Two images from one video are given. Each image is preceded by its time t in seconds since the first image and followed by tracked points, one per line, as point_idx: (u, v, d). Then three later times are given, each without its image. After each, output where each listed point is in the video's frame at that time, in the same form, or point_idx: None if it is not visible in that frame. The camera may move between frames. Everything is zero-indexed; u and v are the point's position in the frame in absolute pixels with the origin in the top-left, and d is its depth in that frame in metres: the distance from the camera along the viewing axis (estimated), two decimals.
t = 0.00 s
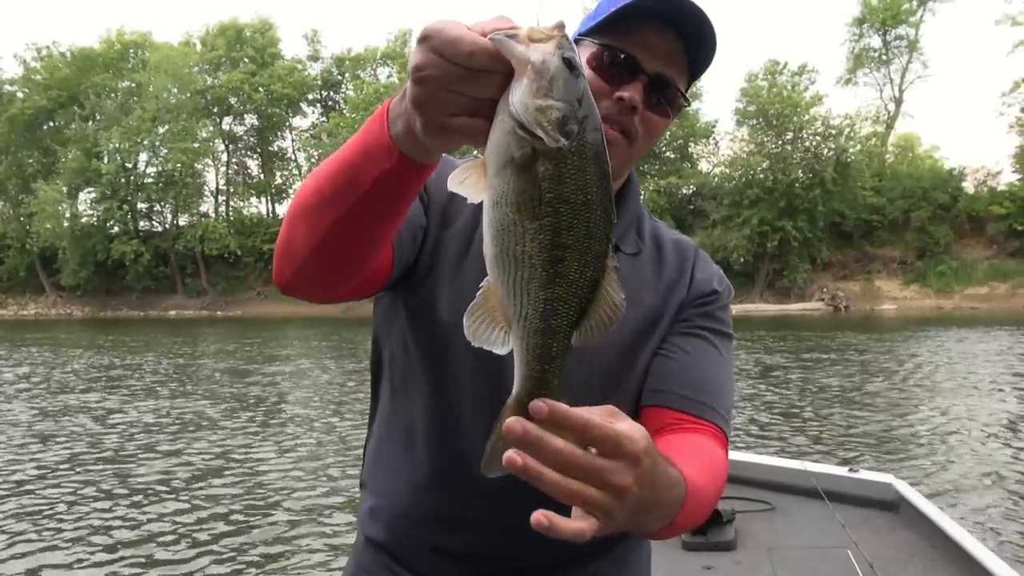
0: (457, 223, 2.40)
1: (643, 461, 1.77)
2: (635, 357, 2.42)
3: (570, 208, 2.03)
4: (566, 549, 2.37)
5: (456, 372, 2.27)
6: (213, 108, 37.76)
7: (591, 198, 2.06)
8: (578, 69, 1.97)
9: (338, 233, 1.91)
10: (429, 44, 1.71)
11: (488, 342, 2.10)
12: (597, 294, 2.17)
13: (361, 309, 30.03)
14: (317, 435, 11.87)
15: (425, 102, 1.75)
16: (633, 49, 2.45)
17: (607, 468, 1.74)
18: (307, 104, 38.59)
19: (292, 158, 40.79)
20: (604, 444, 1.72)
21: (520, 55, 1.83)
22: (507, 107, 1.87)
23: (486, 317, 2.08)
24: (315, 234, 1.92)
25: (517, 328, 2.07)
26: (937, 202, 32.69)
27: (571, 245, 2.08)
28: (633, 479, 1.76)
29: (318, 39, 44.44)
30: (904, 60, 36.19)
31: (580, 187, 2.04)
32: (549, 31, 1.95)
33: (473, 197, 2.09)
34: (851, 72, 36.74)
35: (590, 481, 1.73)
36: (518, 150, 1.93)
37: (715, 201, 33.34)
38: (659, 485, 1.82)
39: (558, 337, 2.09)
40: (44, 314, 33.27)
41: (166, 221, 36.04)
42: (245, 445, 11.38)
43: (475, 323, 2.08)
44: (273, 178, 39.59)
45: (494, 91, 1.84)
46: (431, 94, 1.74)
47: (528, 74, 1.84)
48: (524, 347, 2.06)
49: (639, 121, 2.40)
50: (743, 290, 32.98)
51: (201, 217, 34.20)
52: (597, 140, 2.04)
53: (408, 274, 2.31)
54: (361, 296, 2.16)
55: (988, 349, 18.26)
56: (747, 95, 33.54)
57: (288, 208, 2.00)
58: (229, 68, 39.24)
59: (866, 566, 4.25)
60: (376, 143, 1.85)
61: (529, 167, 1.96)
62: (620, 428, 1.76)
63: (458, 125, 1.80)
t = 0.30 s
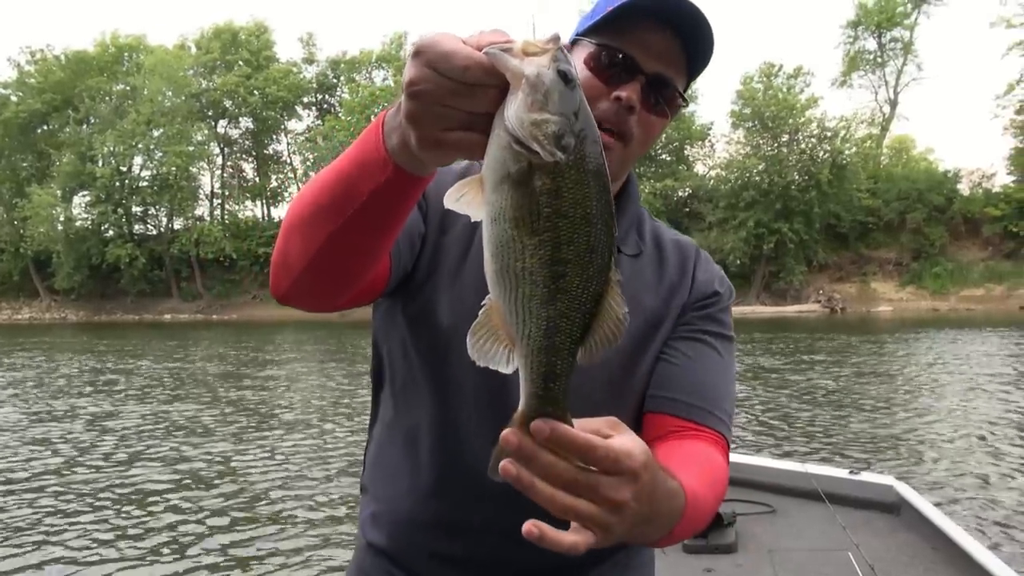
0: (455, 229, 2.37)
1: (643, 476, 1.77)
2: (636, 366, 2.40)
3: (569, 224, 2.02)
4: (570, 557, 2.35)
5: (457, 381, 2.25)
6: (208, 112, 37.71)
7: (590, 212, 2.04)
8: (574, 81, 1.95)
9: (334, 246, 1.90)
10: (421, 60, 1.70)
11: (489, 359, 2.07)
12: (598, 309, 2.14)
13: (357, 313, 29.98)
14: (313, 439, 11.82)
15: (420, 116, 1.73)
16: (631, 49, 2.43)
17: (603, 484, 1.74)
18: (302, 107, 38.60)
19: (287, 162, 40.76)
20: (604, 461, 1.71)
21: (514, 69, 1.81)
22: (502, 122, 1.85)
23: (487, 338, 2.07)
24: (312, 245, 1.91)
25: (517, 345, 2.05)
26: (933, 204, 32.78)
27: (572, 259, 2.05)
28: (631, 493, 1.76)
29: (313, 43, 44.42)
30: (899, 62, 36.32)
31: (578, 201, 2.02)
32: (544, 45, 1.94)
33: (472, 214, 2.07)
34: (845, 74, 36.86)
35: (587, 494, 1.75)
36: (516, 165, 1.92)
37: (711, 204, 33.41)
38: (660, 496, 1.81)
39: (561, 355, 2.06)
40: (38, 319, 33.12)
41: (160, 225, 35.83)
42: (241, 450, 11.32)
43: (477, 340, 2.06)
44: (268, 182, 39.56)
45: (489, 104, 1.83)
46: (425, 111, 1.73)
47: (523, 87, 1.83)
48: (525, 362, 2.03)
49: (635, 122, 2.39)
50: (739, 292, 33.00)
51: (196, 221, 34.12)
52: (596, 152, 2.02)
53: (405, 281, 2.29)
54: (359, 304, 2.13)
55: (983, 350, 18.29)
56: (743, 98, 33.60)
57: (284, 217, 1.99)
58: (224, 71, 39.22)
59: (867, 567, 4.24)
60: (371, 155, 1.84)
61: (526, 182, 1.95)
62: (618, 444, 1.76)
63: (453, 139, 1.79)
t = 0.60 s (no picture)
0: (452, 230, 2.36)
1: (639, 490, 1.76)
2: (634, 371, 2.39)
3: (565, 231, 2.02)
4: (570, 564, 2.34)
5: (457, 383, 2.24)
6: (202, 114, 37.61)
7: (586, 219, 2.04)
8: (570, 89, 1.95)
9: (330, 251, 1.88)
10: (419, 67, 1.68)
11: (485, 368, 2.06)
12: (594, 318, 2.13)
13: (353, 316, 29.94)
14: (309, 442, 11.77)
15: (416, 126, 1.72)
16: (624, 45, 2.42)
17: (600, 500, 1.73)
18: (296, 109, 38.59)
19: (282, 164, 40.74)
20: (599, 477, 1.71)
21: (509, 79, 1.80)
22: (498, 130, 1.85)
23: (485, 348, 2.06)
24: (307, 250, 1.89)
25: (515, 356, 2.04)
26: (927, 205, 32.89)
27: (568, 267, 2.05)
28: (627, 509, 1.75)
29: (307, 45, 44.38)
30: (893, 63, 36.45)
31: (574, 208, 2.02)
32: (540, 55, 1.93)
33: (468, 221, 2.06)
34: (839, 75, 36.98)
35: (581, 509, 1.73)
36: (512, 173, 1.92)
37: (706, 205, 33.46)
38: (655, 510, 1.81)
39: (559, 365, 2.05)
40: (31, 322, 32.96)
41: (155, 228, 35.91)
42: (236, 453, 11.27)
43: (473, 348, 2.05)
44: (262, 184, 39.51)
45: (486, 113, 1.82)
46: (422, 119, 1.71)
47: (519, 96, 1.82)
48: (521, 372, 2.02)
49: (631, 117, 2.37)
50: (735, 293, 33.03)
51: (191, 223, 34.06)
52: (592, 162, 2.03)
53: (402, 285, 2.27)
54: (355, 309, 2.12)
55: (979, 350, 18.33)
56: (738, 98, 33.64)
57: (279, 221, 1.97)
58: (218, 73, 39.15)
59: (869, 568, 4.24)
60: (367, 160, 1.82)
61: (522, 191, 1.95)
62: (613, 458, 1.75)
63: (450, 147, 1.77)
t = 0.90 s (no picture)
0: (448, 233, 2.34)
1: (633, 505, 1.74)
2: (629, 377, 2.37)
3: (556, 241, 2.01)
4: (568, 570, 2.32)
5: (453, 389, 2.21)
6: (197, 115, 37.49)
7: (578, 227, 2.03)
8: (562, 101, 1.93)
9: (323, 260, 1.86)
10: (411, 78, 1.67)
11: (479, 379, 2.04)
12: (587, 327, 2.11)
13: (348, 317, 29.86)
14: (304, 445, 11.72)
15: (409, 135, 1.71)
16: (617, 44, 2.40)
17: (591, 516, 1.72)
18: (291, 111, 38.53)
19: (277, 165, 40.71)
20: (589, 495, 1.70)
21: (502, 89, 1.79)
22: (491, 140, 1.84)
23: (476, 359, 2.04)
24: (299, 258, 1.87)
25: (507, 366, 2.02)
26: (922, 207, 32.94)
27: (558, 279, 2.03)
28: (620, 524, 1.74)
29: (302, 47, 44.34)
30: (888, 65, 36.53)
31: (566, 218, 2.01)
32: (532, 65, 1.92)
33: (459, 230, 2.05)
34: (834, 78, 37.06)
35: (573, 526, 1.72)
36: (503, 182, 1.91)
37: (702, 207, 33.48)
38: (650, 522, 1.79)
39: (550, 375, 2.02)
40: (24, 325, 32.79)
41: (150, 229, 35.78)
42: (229, 455, 11.22)
43: (466, 357, 2.03)
44: (257, 186, 39.58)
45: (478, 123, 1.81)
46: (413, 129, 1.71)
47: (512, 105, 1.82)
48: (513, 382, 2.00)
49: (624, 118, 2.36)
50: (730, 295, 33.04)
51: (185, 224, 33.96)
52: (582, 171, 2.02)
53: (397, 290, 2.25)
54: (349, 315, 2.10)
55: (976, 353, 18.34)
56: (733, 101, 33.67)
57: (273, 226, 1.95)
58: (213, 75, 39.05)
59: (870, 570, 4.23)
60: (361, 167, 1.80)
61: (513, 201, 1.95)
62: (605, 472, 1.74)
63: (442, 157, 1.76)
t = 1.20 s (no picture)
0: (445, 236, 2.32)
1: (635, 527, 1.74)
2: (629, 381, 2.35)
3: (554, 263, 2.01)
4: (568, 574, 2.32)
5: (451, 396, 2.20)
6: (192, 117, 37.44)
7: (576, 250, 2.04)
8: (563, 127, 1.94)
9: (322, 274, 1.85)
10: (414, 101, 1.67)
11: (477, 399, 2.02)
12: (585, 347, 2.10)
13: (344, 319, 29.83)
14: (299, 448, 11.68)
15: (413, 158, 1.70)
16: (605, 40, 2.39)
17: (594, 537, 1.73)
18: (286, 111, 38.47)
19: (272, 167, 40.67)
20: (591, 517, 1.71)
21: (507, 114, 1.80)
22: (493, 162, 1.84)
23: (475, 378, 2.02)
24: (298, 270, 1.86)
25: (505, 385, 2.00)
26: (916, 208, 33.06)
27: (557, 300, 2.02)
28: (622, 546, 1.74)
29: (297, 47, 44.28)
30: (882, 67, 36.64)
31: (565, 242, 2.01)
32: (536, 90, 1.94)
33: (461, 251, 2.03)
34: (829, 79, 37.15)
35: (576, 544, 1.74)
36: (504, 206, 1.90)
37: (697, 208, 33.54)
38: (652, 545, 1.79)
39: (548, 395, 2.01)
40: (18, 327, 32.69)
41: (144, 231, 35.67)
42: (224, 457, 11.19)
43: (464, 378, 2.01)
44: (252, 187, 39.76)
45: (481, 146, 1.80)
46: (416, 150, 1.70)
47: (514, 131, 1.82)
48: (513, 403, 1.99)
49: (614, 111, 2.34)
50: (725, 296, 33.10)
51: (180, 226, 33.89)
52: (580, 198, 2.03)
53: (393, 296, 2.23)
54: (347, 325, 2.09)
55: (970, 353, 18.40)
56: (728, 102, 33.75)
57: (269, 242, 1.94)
58: (207, 76, 38.96)
59: (871, 571, 4.23)
60: (361, 181, 1.80)
61: (513, 224, 1.93)
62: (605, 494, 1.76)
63: (444, 179, 1.76)
